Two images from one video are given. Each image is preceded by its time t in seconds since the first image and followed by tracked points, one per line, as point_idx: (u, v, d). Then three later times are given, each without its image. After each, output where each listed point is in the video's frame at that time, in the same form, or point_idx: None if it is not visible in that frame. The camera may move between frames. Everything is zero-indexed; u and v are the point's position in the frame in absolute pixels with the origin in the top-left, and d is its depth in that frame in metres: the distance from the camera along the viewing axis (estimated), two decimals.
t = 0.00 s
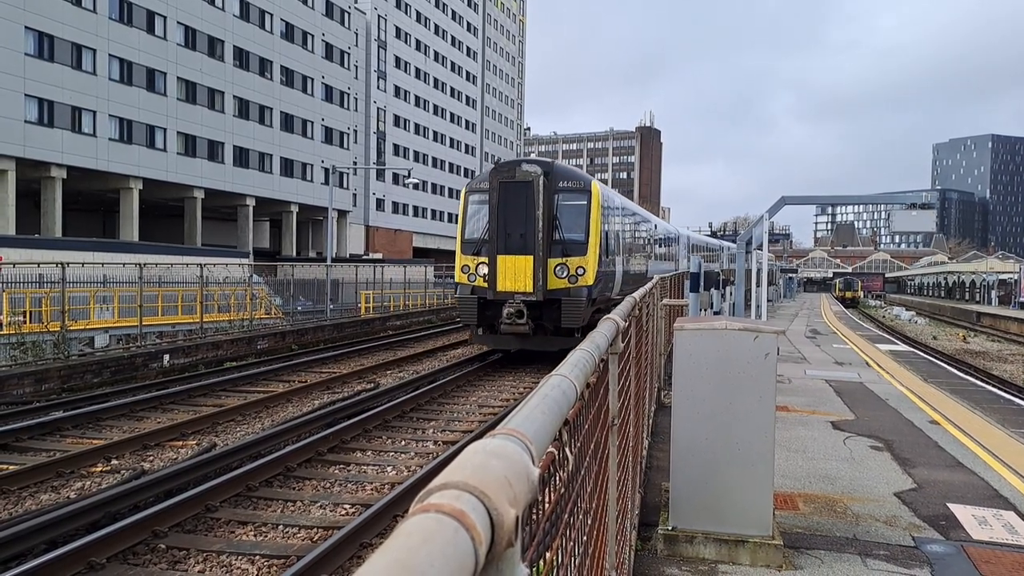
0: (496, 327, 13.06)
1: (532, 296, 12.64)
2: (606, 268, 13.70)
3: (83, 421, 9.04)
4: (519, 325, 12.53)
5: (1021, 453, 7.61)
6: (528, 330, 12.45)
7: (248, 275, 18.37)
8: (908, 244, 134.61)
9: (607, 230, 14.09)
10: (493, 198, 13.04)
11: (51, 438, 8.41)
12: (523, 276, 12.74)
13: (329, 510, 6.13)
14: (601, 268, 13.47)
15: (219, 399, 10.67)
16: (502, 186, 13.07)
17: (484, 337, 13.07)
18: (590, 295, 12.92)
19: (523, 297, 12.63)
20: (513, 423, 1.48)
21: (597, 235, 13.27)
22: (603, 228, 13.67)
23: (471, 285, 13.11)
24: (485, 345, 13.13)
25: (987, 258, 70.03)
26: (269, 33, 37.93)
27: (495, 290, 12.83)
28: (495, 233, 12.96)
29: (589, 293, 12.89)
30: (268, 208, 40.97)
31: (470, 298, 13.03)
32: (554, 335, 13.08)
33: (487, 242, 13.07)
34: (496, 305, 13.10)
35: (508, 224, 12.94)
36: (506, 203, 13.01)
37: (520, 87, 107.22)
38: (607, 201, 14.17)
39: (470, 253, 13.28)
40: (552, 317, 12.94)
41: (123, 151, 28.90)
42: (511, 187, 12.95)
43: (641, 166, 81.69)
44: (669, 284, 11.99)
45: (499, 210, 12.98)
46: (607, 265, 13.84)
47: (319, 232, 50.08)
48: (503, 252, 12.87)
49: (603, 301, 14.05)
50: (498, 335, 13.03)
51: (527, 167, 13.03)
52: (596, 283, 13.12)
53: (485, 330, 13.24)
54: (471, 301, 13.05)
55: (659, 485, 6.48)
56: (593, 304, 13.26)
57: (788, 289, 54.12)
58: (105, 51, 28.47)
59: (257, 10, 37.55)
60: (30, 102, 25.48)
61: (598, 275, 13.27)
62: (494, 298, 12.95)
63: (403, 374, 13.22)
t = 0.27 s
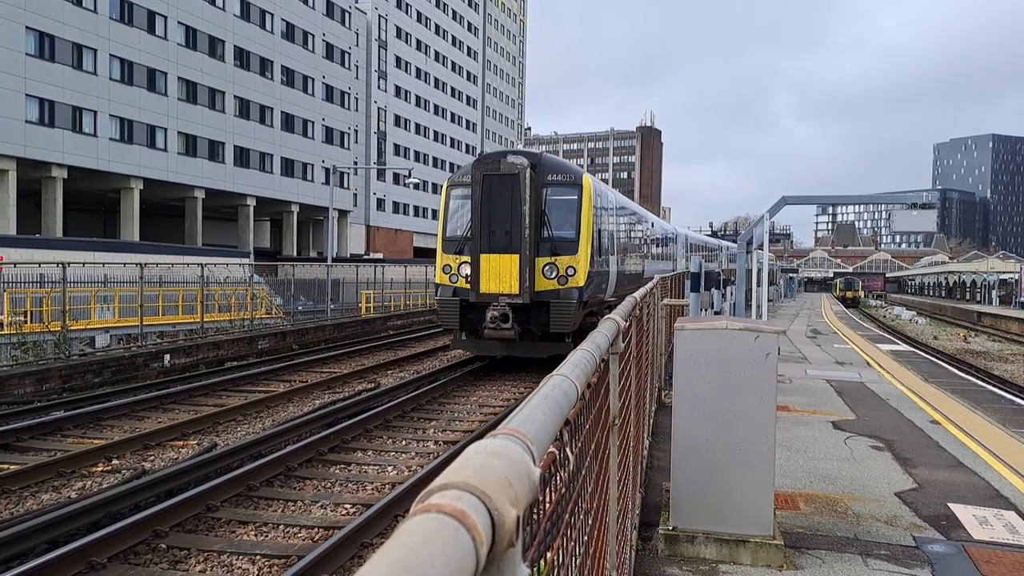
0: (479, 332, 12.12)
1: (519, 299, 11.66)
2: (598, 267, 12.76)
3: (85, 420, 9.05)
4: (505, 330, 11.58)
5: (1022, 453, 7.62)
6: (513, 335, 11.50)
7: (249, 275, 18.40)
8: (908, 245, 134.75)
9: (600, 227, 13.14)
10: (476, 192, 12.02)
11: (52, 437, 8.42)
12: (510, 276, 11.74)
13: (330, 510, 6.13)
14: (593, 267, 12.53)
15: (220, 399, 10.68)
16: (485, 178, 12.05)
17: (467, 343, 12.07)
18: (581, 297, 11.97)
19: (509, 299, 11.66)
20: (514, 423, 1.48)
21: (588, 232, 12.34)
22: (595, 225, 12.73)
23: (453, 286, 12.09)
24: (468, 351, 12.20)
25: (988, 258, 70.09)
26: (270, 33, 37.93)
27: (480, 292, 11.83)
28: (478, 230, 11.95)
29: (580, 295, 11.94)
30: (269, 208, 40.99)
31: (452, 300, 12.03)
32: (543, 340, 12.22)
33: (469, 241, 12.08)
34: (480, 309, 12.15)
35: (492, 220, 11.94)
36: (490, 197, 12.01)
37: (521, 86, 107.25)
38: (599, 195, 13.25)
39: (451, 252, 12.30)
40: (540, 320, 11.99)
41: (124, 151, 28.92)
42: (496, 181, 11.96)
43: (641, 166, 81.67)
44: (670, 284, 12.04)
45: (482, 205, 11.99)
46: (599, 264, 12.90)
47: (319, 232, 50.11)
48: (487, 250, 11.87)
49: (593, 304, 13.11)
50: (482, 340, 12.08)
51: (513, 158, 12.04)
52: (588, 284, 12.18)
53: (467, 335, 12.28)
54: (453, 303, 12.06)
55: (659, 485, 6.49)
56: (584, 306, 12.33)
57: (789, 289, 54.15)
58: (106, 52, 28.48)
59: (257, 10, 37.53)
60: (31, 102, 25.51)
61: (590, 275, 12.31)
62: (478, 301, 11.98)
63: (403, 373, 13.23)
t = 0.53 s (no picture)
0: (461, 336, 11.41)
1: (503, 301, 10.96)
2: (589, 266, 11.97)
3: (86, 420, 9.06)
4: (487, 336, 10.85)
5: (1023, 453, 7.63)
6: (496, 341, 10.76)
7: (249, 274, 18.39)
8: (909, 245, 134.72)
9: (591, 223, 12.37)
10: (456, 185, 11.29)
11: (52, 437, 8.43)
12: (492, 277, 11.03)
13: (330, 510, 6.13)
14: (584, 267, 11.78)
15: (221, 398, 10.69)
16: (466, 171, 11.31)
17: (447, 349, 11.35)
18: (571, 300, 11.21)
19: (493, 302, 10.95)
20: (514, 423, 1.49)
21: (579, 229, 11.59)
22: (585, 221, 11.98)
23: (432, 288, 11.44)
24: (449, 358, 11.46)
25: (989, 258, 70.11)
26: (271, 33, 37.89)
27: (460, 294, 11.14)
28: (459, 227, 11.24)
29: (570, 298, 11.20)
30: (269, 208, 41.01)
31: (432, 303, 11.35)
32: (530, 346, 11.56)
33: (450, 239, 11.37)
34: (461, 312, 11.45)
35: (474, 216, 11.21)
36: (471, 191, 11.27)
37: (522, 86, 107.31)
38: (591, 189, 12.47)
39: (431, 250, 11.61)
40: (526, 325, 11.26)
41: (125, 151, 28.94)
42: (478, 173, 11.22)
43: (643, 166, 81.72)
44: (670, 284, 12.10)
45: (463, 200, 11.26)
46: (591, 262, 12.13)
47: (320, 232, 50.14)
48: (469, 249, 11.16)
49: (584, 307, 12.36)
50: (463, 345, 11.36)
51: (496, 149, 11.28)
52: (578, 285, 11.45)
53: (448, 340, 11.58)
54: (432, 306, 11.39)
55: (660, 485, 6.49)
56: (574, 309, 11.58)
57: (790, 289, 54.17)
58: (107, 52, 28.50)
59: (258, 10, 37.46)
60: (31, 102, 25.53)
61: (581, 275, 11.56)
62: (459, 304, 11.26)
63: (404, 373, 13.23)
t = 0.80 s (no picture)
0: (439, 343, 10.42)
1: (483, 305, 9.92)
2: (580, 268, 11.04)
3: (87, 420, 9.07)
4: (466, 344, 9.86)
5: None
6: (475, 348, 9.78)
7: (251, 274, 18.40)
8: (909, 245, 134.76)
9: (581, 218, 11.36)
10: (432, 178, 10.25)
11: (54, 437, 8.44)
12: (472, 279, 10.00)
13: (331, 510, 6.13)
14: (574, 267, 10.77)
15: (222, 398, 10.69)
16: (442, 160, 10.26)
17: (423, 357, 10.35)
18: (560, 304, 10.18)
19: (472, 306, 9.93)
20: (514, 424, 1.48)
21: (568, 227, 10.58)
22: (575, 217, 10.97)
23: (406, 290, 10.42)
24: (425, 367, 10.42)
25: (990, 258, 70.13)
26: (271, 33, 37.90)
27: (437, 296, 10.12)
28: (434, 223, 10.21)
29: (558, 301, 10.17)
30: (270, 208, 41.04)
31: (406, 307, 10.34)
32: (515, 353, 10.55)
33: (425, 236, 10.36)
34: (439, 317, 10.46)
35: (451, 211, 10.19)
36: (448, 184, 10.23)
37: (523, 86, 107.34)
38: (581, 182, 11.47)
39: (405, 249, 10.59)
40: (509, 331, 10.29)
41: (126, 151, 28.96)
42: (454, 164, 10.18)
43: (643, 165, 81.78)
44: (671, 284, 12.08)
45: (439, 194, 10.23)
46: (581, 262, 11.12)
47: (321, 232, 50.18)
48: (446, 247, 10.14)
49: (575, 310, 11.33)
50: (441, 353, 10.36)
51: (475, 137, 10.22)
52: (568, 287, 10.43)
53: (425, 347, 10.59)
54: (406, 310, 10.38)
55: (661, 485, 6.49)
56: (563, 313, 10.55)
57: (790, 289, 54.20)
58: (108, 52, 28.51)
59: (259, 10, 37.39)
60: (32, 102, 25.56)
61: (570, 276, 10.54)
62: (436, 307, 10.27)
63: (404, 374, 13.22)
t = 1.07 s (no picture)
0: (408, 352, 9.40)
1: (456, 310, 8.88)
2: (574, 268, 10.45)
3: (88, 420, 9.07)
4: (436, 353, 8.84)
5: None
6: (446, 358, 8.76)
7: (251, 274, 18.41)
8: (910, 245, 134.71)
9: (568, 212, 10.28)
10: (398, 166, 9.14)
11: (54, 437, 8.44)
12: (443, 280, 8.96)
13: (332, 510, 6.13)
14: (558, 266, 9.73)
15: (222, 398, 10.69)
16: (409, 147, 9.14)
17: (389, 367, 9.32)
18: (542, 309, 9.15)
19: (443, 310, 8.90)
20: (515, 424, 1.48)
21: (552, 222, 9.52)
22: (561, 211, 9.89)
23: (371, 292, 9.37)
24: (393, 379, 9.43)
25: (990, 258, 70.14)
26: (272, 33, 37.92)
27: (405, 299, 9.06)
28: (401, 217, 9.14)
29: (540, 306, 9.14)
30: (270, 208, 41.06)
31: (371, 311, 9.29)
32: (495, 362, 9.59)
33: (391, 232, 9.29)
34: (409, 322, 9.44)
35: (419, 204, 9.10)
36: (417, 173, 9.12)
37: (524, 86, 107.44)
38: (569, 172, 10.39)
39: (370, 246, 9.52)
40: (486, 339, 9.34)
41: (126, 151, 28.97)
42: (422, 152, 9.07)
43: (643, 166, 81.81)
44: (672, 285, 12.01)
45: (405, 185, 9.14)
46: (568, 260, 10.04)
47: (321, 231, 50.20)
48: (415, 244, 9.08)
49: (561, 314, 10.30)
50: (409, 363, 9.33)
51: (446, 120, 9.09)
52: (551, 289, 9.39)
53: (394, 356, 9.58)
54: (371, 314, 9.31)
55: (662, 485, 6.50)
56: (546, 318, 9.53)
57: (791, 289, 54.20)
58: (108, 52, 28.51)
59: (259, 10, 37.42)
60: (33, 102, 25.57)
61: (554, 277, 9.49)
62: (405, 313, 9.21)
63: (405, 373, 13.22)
